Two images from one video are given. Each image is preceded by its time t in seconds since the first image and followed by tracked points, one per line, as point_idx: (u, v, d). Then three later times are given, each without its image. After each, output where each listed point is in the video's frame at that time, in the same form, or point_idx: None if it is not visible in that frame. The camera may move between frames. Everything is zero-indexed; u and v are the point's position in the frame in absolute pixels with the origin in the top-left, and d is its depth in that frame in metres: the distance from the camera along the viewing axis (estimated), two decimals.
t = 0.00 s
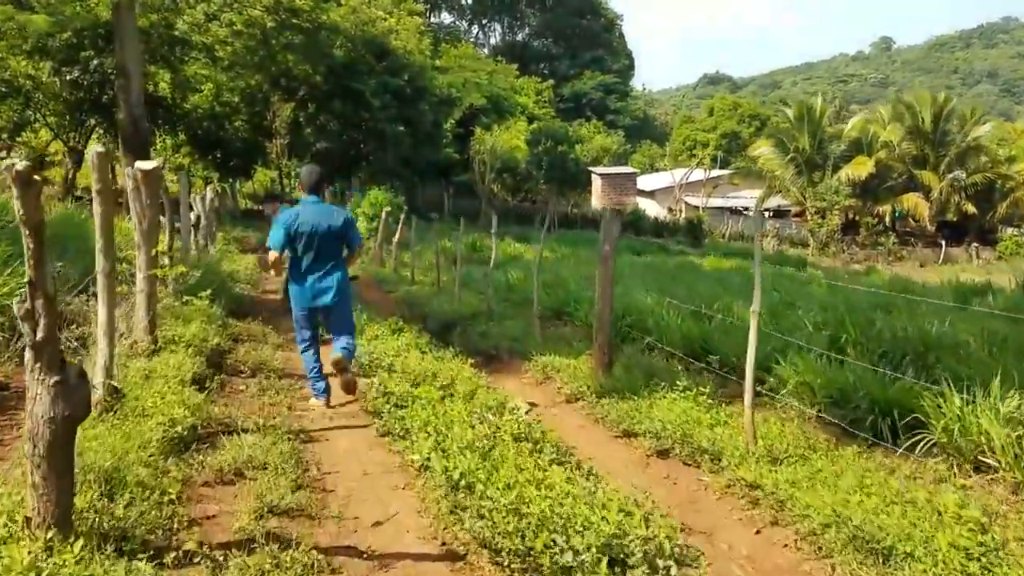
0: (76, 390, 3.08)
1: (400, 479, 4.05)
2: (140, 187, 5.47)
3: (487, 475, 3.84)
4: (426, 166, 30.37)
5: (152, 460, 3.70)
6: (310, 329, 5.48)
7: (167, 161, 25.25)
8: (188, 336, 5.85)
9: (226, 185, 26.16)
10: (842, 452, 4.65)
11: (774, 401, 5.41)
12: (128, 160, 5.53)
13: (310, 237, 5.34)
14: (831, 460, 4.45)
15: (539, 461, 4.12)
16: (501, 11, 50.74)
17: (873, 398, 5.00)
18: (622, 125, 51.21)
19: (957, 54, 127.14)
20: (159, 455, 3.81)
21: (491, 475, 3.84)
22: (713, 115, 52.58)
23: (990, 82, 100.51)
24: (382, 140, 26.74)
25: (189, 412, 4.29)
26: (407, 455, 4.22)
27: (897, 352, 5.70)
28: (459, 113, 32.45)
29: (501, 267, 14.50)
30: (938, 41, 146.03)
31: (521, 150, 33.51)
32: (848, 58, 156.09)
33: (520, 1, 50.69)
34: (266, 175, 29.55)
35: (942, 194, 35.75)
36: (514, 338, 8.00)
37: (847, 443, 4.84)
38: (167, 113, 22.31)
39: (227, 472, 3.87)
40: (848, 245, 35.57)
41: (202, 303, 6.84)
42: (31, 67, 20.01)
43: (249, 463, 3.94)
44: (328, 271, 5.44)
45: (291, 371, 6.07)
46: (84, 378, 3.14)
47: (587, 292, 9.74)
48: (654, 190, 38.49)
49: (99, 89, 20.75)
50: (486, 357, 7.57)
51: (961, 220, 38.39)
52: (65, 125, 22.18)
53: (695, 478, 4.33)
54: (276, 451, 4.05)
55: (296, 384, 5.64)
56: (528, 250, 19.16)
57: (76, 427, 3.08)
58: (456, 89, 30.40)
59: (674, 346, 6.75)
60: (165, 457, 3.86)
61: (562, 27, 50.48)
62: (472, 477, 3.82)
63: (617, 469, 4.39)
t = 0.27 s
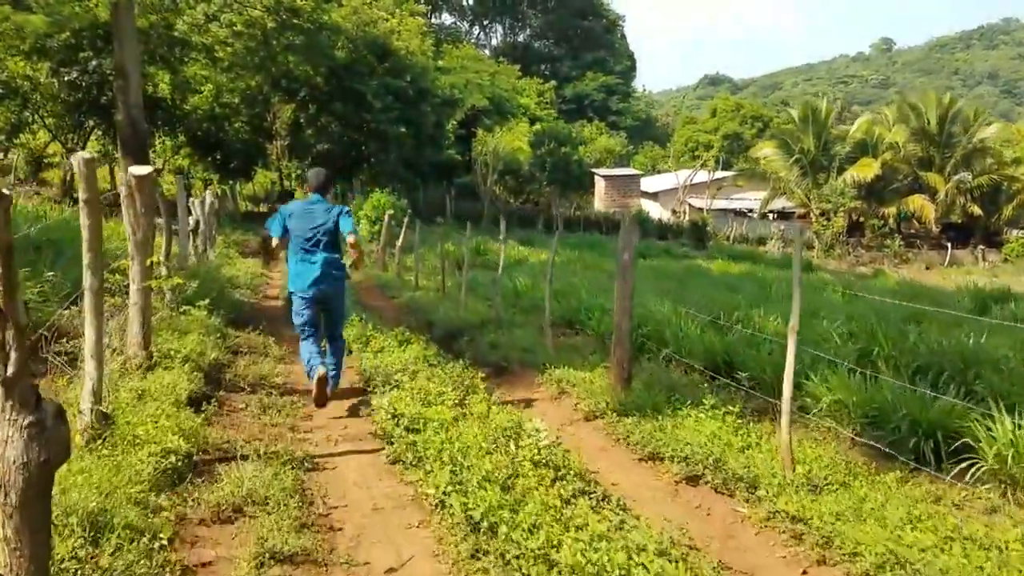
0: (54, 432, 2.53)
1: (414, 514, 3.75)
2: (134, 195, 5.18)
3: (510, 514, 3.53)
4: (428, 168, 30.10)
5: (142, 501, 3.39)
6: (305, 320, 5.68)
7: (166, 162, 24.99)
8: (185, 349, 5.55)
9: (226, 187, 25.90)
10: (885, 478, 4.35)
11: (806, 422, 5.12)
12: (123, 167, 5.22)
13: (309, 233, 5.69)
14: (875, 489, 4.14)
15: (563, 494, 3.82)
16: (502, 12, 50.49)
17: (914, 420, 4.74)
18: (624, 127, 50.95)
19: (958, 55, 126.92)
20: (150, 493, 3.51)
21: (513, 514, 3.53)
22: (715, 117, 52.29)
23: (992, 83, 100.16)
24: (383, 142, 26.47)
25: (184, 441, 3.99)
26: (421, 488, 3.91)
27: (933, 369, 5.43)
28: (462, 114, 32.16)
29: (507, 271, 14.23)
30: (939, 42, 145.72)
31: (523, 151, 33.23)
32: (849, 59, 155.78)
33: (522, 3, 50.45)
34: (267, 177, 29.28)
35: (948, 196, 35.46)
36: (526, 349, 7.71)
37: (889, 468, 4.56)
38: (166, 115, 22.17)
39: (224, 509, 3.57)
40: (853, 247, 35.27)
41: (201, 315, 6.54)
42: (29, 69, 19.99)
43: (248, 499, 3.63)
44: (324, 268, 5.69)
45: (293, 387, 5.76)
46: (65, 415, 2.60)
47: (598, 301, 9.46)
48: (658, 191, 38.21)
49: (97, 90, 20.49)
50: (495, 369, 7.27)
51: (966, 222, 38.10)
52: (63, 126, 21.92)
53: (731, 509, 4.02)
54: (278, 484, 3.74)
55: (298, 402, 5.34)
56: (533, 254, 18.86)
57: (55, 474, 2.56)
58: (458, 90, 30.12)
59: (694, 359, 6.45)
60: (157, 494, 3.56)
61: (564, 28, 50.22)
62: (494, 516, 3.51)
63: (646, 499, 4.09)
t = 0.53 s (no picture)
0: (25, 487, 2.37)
1: (430, 556, 3.47)
2: (127, 203, 4.88)
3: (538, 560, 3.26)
4: (429, 169, 29.80)
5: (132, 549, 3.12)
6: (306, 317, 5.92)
7: (165, 164, 24.65)
8: (181, 366, 5.25)
9: (226, 190, 25.57)
10: (931, 508, 4.10)
11: (840, 444, 4.90)
12: (114, 173, 4.92)
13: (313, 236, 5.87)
14: (923, 522, 3.88)
15: (591, 533, 3.55)
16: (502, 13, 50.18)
17: (958, 444, 4.59)
18: (625, 128, 50.65)
19: (959, 56, 126.63)
20: (140, 538, 3.23)
21: (542, 559, 3.27)
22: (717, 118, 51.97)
23: (991, 85, 99.95)
24: (385, 143, 26.14)
25: (179, 475, 3.71)
26: (437, 525, 3.64)
27: (972, 387, 5.24)
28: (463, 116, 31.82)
29: (512, 277, 13.93)
30: (939, 44, 145.49)
31: (526, 153, 32.94)
32: (849, 61, 155.54)
33: (523, 3, 50.13)
34: (266, 179, 28.94)
35: (953, 199, 35.20)
36: (536, 360, 7.41)
37: (936, 497, 4.34)
38: (166, 117, 21.84)
39: (224, 554, 3.29)
40: (859, 250, 34.95)
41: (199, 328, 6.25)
42: (27, 69, 19.60)
43: (250, 541, 3.35)
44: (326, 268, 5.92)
45: (296, 404, 5.48)
46: (35, 468, 2.43)
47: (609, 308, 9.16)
48: (661, 193, 37.89)
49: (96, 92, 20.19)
50: (505, 382, 6.96)
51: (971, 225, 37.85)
52: (60, 128, 21.62)
53: (770, 546, 3.76)
54: (280, 525, 3.46)
55: (301, 421, 5.06)
56: (537, 258, 18.53)
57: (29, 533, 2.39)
58: (460, 91, 29.85)
59: (716, 373, 6.21)
60: (149, 539, 3.28)
61: (564, 29, 49.91)
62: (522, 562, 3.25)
63: (678, 535, 3.82)
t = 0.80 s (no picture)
0: None
1: None
2: (120, 210, 4.57)
3: None
4: (431, 171, 29.53)
5: None
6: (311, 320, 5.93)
7: (165, 166, 24.41)
8: (177, 384, 4.95)
9: (226, 192, 25.29)
10: (988, 538, 3.84)
11: (882, 466, 4.64)
12: (107, 180, 4.60)
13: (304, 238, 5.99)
14: (983, 554, 3.62)
15: None
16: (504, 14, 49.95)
17: (1009, 469, 4.34)
18: (627, 130, 50.37)
19: (960, 58, 126.34)
20: None
21: None
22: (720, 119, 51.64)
23: (992, 86, 99.60)
24: (387, 145, 25.56)
25: (173, 514, 3.41)
26: (459, 567, 3.36)
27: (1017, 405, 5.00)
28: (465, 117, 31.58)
29: (517, 282, 13.65)
30: (939, 45, 145.34)
31: (528, 155, 32.69)
32: (850, 63, 155.22)
33: (524, 4, 49.91)
34: (267, 180, 28.67)
35: (959, 200, 34.90)
36: (550, 371, 7.12)
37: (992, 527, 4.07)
38: (165, 118, 21.73)
39: None
40: (864, 252, 34.61)
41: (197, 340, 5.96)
42: (25, 70, 19.38)
43: None
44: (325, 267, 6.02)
45: (301, 423, 5.18)
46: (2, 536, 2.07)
47: (623, 316, 8.86)
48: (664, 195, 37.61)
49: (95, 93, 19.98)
50: (518, 395, 6.65)
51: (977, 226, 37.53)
52: (60, 129, 21.41)
53: None
54: (286, 568, 3.17)
55: (307, 442, 4.76)
56: (542, 262, 18.22)
57: None
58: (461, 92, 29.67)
59: (742, 389, 5.91)
60: None
61: (566, 30, 49.73)
62: None
63: None
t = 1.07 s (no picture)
0: None
1: None
2: (112, 219, 4.27)
3: None
4: (433, 172, 29.25)
5: None
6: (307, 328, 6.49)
7: (165, 167, 24.17)
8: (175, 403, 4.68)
9: (226, 193, 25.03)
10: None
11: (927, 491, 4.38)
12: (98, 189, 4.30)
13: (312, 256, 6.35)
14: None
15: None
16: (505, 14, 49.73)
17: None
18: (630, 130, 50.09)
19: (962, 58, 126.10)
20: None
21: None
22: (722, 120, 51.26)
23: (993, 86, 99.15)
24: (388, 146, 25.07)
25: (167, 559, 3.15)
26: None
27: None
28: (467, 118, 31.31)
29: (523, 286, 13.36)
30: (941, 45, 144.92)
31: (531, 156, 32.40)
32: (852, 63, 154.78)
33: (526, 4, 49.65)
34: (268, 182, 28.41)
35: (965, 202, 34.55)
36: (563, 381, 6.84)
37: None
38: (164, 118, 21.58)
39: None
40: (870, 254, 34.28)
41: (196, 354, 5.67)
42: (24, 71, 19.18)
43: None
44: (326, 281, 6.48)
45: (306, 442, 4.91)
46: None
47: (637, 323, 8.57)
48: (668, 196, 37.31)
49: (94, 93, 19.72)
50: (530, 409, 6.36)
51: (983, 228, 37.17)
52: (58, 130, 21.14)
53: None
54: None
55: (312, 465, 4.49)
56: (547, 265, 17.92)
57: None
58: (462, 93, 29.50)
59: (770, 404, 5.64)
60: None
61: (568, 30, 49.49)
62: None
63: None
